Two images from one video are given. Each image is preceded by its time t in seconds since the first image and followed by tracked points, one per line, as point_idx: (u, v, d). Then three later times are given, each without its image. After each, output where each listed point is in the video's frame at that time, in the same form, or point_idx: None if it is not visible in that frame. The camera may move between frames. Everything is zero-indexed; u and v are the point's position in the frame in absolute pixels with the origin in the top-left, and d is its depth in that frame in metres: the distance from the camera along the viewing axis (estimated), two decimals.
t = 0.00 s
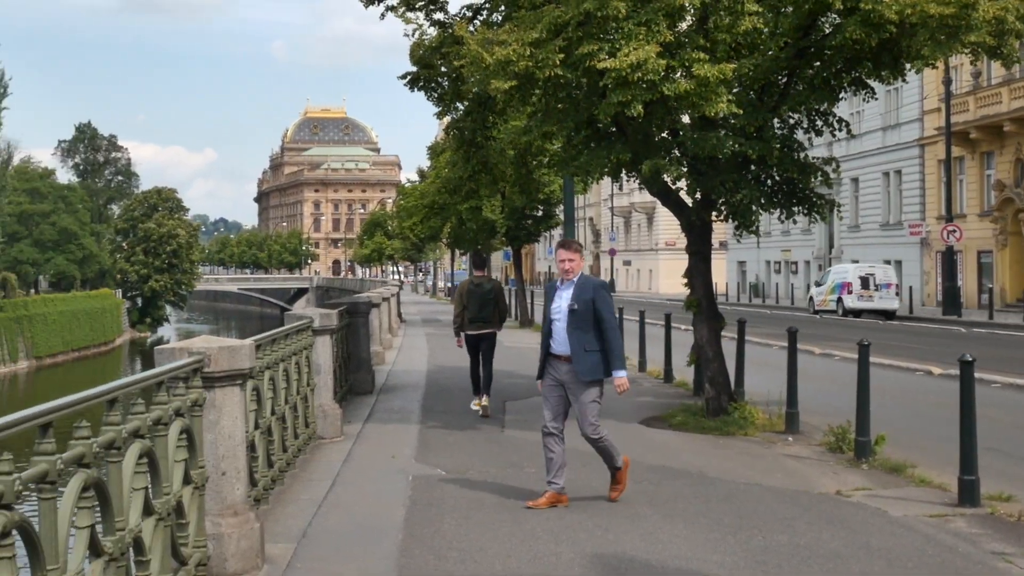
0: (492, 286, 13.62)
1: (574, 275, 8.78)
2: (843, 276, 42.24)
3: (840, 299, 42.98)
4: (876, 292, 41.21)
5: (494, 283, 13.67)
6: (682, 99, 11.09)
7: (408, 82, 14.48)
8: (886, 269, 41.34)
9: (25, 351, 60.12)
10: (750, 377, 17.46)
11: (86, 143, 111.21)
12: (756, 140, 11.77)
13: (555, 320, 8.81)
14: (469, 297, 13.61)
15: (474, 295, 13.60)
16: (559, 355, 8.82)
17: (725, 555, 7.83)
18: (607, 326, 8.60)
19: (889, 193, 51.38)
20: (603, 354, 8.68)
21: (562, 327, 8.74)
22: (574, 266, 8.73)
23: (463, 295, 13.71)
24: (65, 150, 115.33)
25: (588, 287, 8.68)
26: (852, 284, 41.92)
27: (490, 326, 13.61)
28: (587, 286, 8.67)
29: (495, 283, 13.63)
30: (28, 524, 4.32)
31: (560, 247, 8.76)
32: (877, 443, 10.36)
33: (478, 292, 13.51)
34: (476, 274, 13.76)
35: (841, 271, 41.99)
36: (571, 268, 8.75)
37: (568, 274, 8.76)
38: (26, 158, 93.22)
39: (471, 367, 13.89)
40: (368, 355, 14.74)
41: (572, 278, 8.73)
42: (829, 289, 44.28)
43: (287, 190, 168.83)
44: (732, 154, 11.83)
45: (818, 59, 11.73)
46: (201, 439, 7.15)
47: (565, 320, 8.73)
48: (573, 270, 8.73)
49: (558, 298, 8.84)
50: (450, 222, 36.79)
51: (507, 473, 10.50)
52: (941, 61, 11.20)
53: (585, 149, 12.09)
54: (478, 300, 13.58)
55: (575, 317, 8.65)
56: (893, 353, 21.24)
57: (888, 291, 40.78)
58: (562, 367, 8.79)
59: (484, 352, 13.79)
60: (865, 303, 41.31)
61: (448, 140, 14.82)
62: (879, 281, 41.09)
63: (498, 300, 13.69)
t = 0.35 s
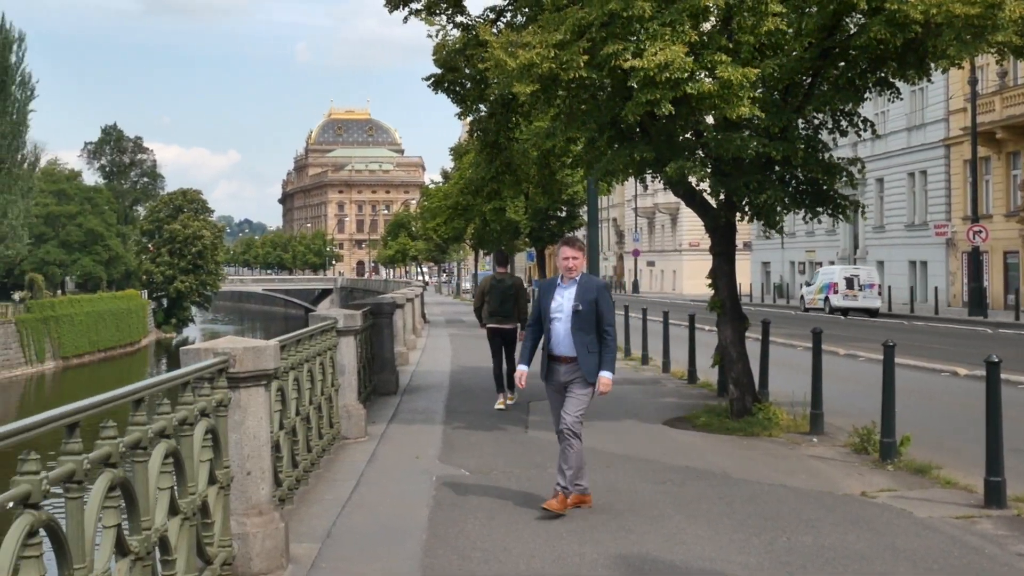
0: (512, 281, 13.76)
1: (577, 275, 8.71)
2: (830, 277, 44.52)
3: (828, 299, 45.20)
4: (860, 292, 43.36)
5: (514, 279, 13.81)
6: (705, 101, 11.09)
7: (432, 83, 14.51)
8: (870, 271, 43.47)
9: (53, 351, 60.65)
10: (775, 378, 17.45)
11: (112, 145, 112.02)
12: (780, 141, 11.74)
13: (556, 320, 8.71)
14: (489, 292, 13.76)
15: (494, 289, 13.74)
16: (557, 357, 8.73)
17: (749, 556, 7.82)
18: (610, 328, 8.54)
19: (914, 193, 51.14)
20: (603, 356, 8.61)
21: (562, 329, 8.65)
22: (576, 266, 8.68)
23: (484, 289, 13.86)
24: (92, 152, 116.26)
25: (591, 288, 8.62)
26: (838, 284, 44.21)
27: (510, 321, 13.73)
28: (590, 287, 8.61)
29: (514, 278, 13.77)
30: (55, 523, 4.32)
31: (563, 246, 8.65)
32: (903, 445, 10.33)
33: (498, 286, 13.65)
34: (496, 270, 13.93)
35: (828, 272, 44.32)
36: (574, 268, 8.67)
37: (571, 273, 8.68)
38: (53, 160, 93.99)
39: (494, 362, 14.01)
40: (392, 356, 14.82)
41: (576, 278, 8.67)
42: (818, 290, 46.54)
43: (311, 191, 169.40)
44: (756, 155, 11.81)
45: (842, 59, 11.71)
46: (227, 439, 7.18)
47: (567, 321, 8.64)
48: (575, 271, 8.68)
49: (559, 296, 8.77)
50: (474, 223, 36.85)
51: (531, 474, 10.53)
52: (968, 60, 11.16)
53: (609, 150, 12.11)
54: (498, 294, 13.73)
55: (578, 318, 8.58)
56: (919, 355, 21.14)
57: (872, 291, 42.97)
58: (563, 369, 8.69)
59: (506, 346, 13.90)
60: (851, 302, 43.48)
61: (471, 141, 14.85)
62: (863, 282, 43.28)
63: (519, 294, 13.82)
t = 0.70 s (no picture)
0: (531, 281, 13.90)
1: (569, 278, 8.42)
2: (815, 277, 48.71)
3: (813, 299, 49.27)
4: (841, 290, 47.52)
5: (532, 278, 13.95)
6: (722, 101, 11.11)
7: (449, 84, 14.55)
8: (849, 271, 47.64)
9: (71, 352, 60.82)
10: (791, 379, 17.44)
11: (130, 147, 112.29)
12: (797, 141, 11.74)
13: (544, 322, 8.44)
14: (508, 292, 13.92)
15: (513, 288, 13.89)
16: (546, 363, 8.47)
17: (765, 557, 7.82)
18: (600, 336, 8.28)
19: (932, 194, 50.97)
20: (589, 365, 8.33)
21: (550, 333, 8.38)
22: (569, 268, 8.38)
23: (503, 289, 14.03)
24: (110, 154, 116.84)
25: (582, 293, 8.34)
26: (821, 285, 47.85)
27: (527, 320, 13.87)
28: (580, 291, 8.33)
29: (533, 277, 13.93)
30: (73, 522, 4.35)
31: (557, 247, 8.37)
32: (920, 445, 10.31)
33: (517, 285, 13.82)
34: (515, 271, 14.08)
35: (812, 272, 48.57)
36: (567, 270, 8.38)
37: (564, 276, 8.40)
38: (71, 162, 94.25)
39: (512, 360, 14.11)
40: (409, 357, 14.86)
41: (567, 279, 8.36)
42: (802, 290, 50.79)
43: (327, 193, 169.83)
44: (772, 155, 11.82)
45: (859, 60, 11.71)
46: (244, 439, 7.21)
47: (555, 325, 8.37)
48: (567, 274, 8.38)
49: (549, 299, 8.49)
50: (490, 223, 36.93)
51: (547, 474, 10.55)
52: (985, 61, 11.15)
53: (625, 151, 12.13)
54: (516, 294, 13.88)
55: (566, 323, 8.30)
56: (936, 356, 21.09)
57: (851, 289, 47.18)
58: (549, 374, 8.41)
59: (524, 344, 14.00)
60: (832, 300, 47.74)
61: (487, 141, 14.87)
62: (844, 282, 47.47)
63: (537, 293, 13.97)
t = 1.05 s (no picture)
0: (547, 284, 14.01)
1: (563, 273, 8.20)
2: (803, 278, 52.79)
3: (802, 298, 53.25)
4: (828, 290, 51.76)
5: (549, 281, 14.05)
6: (740, 102, 11.10)
7: (464, 85, 14.58)
8: (834, 273, 51.84)
9: (90, 352, 61.17)
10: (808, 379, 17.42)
11: (148, 148, 112.74)
12: (814, 141, 11.72)
13: (538, 317, 8.23)
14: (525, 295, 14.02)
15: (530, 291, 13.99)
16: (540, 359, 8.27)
17: (782, 558, 7.81)
18: (590, 329, 8.02)
19: (949, 194, 50.78)
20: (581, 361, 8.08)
21: (543, 328, 8.18)
22: (563, 262, 8.17)
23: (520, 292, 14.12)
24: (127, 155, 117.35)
25: (575, 287, 8.11)
26: (808, 284, 52.16)
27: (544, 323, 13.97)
28: (572, 285, 8.10)
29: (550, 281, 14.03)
30: (92, 522, 4.38)
31: (551, 241, 8.17)
32: (938, 446, 10.28)
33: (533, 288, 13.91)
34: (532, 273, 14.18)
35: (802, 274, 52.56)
36: (562, 265, 8.18)
37: (558, 271, 8.19)
38: (90, 163, 94.71)
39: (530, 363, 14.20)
40: (426, 357, 14.91)
41: (561, 274, 8.14)
42: (792, 289, 54.86)
43: (344, 194, 170.18)
44: (789, 156, 11.81)
45: (877, 59, 11.67)
46: (262, 439, 7.25)
47: (548, 321, 8.16)
48: (561, 269, 8.17)
49: (543, 295, 8.28)
50: (506, 224, 36.98)
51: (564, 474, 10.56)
52: (1003, 60, 11.11)
53: (641, 152, 12.13)
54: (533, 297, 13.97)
55: (558, 318, 8.08)
56: (954, 357, 21.00)
57: (837, 289, 51.41)
58: (543, 372, 8.23)
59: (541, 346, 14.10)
60: (820, 299, 51.95)
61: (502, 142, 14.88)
62: (830, 283, 51.66)
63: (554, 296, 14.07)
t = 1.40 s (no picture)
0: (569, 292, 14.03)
1: (552, 279, 8.05)
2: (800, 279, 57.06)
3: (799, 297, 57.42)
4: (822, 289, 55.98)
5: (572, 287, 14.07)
6: (759, 102, 11.08)
7: (483, 87, 14.60)
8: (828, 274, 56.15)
9: (112, 353, 61.50)
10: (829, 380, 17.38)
11: (170, 150, 113.16)
12: (835, 142, 11.70)
13: (530, 327, 8.07)
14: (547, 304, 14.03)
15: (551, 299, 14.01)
16: (533, 370, 8.11)
17: (804, 560, 7.80)
18: (584, 337, 7.91)
19: (971, 194, 50.52)
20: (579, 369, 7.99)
21: (536, 339, 8.03)
22: (553, 269, 8.01)
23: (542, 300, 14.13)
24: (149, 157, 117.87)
25: (567, 293, 7.97)
26: (804, 284, 56.69)
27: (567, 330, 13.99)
28: (564, 291, 7.95)
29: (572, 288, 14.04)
30: (115, 521, 4.41)
31: (538, 247, 8.00)
32: (960, 447, 10.24)
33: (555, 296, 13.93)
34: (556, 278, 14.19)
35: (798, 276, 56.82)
36: (550, 270, 8.02)
37: (546, 277, 8.04)
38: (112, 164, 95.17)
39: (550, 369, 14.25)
40: (446, 358, 14.95)
41: (551, 281, 7.99)
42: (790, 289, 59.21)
43: (364, 195, 170.49)
44: (810, 156, 11.79)
45: (897, 59, 11.65)
46: (283, 439, 7.30)
47: (541, 330, 8.01)
48: (551, 276, 8.01)
49: (533, 303, 8.12)
50: (526, 224, 36.99)
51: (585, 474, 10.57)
52: None
53: (661, 153, 12.12)
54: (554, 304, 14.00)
55: (552, 326, 7.94)
56: (976, 358, 20.89)
57: (830, 288, 55.86)
58: (537, 381, 8.08)
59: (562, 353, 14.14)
60: (815, 298, 56.21)
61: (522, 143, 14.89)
62: (824, 283, 55.99)
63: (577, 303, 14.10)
